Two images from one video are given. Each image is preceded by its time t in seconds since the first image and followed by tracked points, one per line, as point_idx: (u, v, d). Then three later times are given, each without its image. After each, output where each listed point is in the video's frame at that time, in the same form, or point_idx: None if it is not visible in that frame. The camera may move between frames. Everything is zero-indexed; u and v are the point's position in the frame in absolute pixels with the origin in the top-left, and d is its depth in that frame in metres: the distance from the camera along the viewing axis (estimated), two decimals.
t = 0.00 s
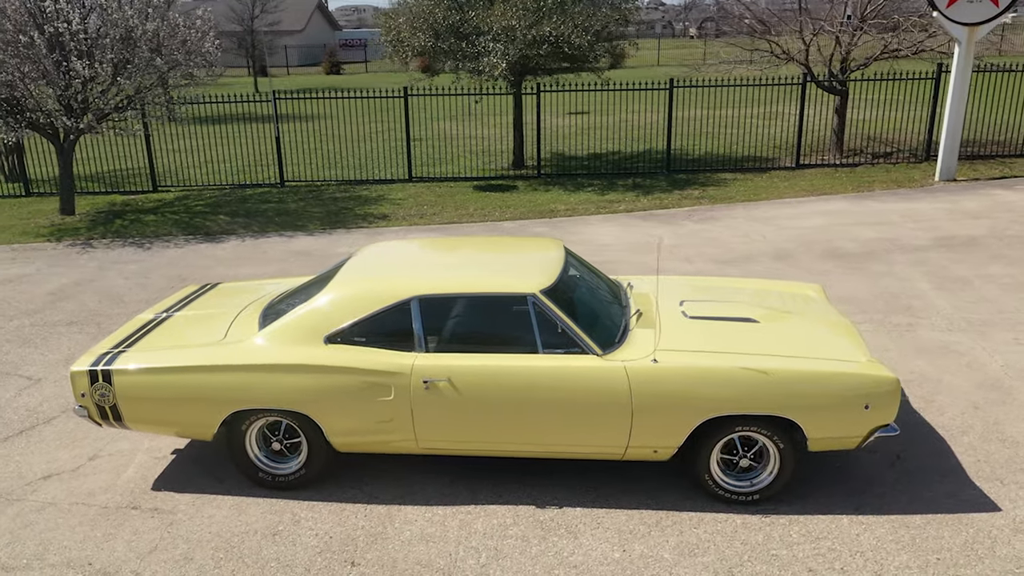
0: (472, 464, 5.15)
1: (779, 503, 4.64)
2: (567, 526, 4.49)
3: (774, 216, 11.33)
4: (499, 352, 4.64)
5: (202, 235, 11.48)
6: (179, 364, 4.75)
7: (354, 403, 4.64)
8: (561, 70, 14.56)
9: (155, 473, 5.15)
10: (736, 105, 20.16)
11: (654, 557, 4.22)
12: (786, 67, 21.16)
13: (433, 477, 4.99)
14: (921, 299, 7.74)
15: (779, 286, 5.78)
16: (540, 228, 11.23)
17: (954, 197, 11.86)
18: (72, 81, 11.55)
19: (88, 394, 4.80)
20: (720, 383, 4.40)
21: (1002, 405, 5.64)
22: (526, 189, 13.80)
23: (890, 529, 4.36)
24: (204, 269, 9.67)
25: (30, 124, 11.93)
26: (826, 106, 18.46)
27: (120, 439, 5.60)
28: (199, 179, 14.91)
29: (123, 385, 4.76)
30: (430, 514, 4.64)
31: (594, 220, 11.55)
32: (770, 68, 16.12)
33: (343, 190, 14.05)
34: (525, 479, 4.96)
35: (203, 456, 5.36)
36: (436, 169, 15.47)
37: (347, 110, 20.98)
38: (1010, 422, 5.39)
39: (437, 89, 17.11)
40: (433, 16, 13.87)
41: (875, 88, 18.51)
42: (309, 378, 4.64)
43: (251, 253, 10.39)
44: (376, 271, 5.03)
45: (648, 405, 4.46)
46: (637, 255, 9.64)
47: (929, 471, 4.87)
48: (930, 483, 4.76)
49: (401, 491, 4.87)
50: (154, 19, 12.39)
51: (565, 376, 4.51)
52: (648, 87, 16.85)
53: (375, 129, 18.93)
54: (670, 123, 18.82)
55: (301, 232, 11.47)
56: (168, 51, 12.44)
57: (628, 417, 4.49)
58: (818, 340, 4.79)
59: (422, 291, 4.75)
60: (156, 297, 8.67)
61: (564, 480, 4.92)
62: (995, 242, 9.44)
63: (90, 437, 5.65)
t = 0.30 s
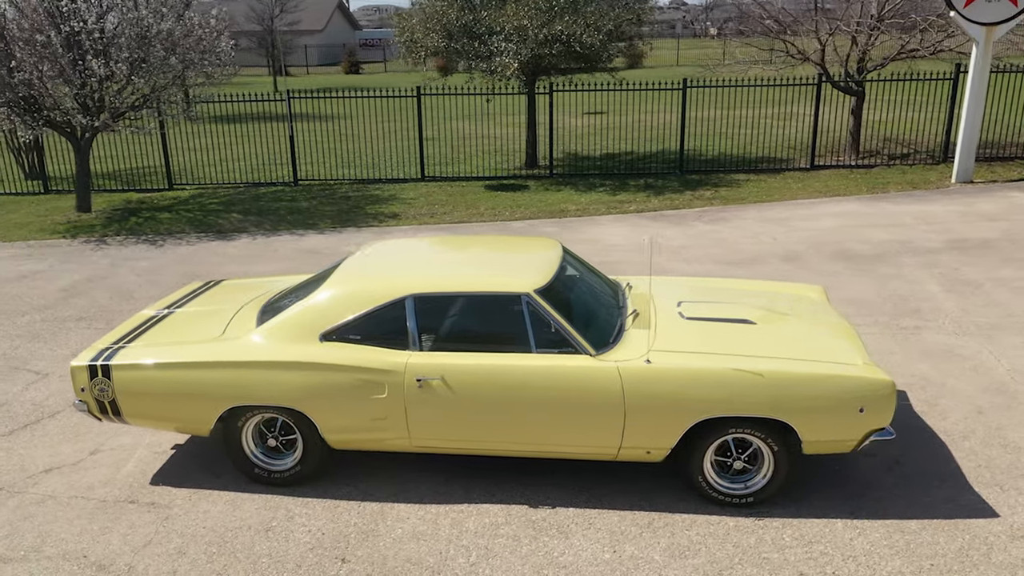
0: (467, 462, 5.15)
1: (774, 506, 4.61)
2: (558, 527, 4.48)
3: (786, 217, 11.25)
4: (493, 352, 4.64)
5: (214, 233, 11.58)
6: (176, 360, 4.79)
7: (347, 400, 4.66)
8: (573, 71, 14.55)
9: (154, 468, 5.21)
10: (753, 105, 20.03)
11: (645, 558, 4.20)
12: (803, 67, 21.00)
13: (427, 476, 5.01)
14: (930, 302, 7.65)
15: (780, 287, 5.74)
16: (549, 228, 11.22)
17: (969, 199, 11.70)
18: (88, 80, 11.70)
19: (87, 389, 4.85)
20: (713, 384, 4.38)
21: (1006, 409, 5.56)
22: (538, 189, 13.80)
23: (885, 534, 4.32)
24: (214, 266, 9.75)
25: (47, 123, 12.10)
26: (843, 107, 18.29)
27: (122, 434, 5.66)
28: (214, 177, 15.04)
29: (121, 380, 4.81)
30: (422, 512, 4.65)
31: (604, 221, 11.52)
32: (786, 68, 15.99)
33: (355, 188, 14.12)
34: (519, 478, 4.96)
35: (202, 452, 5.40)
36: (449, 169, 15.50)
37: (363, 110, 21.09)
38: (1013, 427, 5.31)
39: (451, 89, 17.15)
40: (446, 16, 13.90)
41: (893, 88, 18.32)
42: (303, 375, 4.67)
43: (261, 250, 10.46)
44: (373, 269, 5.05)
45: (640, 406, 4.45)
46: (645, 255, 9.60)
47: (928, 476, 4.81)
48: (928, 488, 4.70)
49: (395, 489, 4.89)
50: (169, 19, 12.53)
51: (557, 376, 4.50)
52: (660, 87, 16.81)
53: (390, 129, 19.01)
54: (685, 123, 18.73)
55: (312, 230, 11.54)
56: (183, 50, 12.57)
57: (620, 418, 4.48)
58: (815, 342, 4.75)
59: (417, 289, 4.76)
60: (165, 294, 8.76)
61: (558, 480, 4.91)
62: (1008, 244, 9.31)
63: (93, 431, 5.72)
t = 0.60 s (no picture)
0: (463, 463, 5.15)
1: (769, 510, 4.57)
2: (551, 528, 4.47)
3: (798, 218, 11.15)
4: (487, 352, 4.63)
5: (226, 231, 11.67)
6: (173, 358, 4.82)
7: (342, 399, 4.68)
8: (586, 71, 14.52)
9: (152, 464, 5.25)
10: (769, 106, 19.89)
11: (636, 561, 4.17)
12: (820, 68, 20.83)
13: (422, 475, 5.01)
14: (939, 306, 7.55)
15: (781, 290, 5.69)
16: (558, 228, 11.19)
17: (985, 202, 11.54)
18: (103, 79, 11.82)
19: (86, 385, 4.90)
20: (706, 387, 4.35)
21: (1011, 415, 5.47)
22: (549, 190, 13.77)
23: (880, 540, 4.26)
24: (224, 265, 9.81)
25: (63, 122, 12.24)
26: (860, 107, 18.11)
27: (124, 431, 5.71)
28: (229, 176, 15.15)
29: (119, 377, 4.85)
30: (415, 512, 4.65)
31: (613, 221, 11.47)
32: (801, 69, 15.86)
33: (367, 188, 14.16)
34: (514, 479, 4.94)
35: (201, 449, 5.44)
36: (461, 169, 15.51)
37: (378, 109, 21.16)
38: (1017, 434, 5.23)
39: (464, 89, 17.17)
40: (458, 16, 13.91)
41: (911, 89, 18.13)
42: (298, 373, 4.69)
43: (271, 249, 10.52)
44: (369, 269, 5.06)
45: (633, 408, 4.42)
46: (653, 257, 9.56)
47: (927, 482, 4.75)
48: (926, 494, 4.64)
49: (389, 488, 4.89)
50: (183, 19, 12.65)
51: (550, 377, 4.49)
52: (674, 87, 16.74)
53: (404, 129, 19.07)
54: (699, 124, 18.62)
55: (322, 229, 11.59)
56: (197, 50, 12.68)
57: (613, 419, 4.46)
58: (813, 345, 4.70)
59: (412, 289, 4.77)
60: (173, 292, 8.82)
61: (553, 482, 4.90)
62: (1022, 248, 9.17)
63: (96, 427, 5.77)
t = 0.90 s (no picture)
0: (459, 463, 5.15)
1: (764, 515, 4.52)
2: (542, 530, 4.45)
3: (809, 220, 11.05)
4: (480, 353, 4.62)
5: (237, 230, 11.75)
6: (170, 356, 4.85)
7: (336, 399, 4.69)
8: (598, 72, 14.48)
9: (152, 461, 5.29)
10: (784, 106, 19.74)
11: (626, 564, 4.14)
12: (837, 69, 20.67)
13: (417, 476, 5.01)
14: (948, 309, 7.46)
15: (782, 292, 5.64)
16: (567, 229, 11.17)
17: (1001, 204, 11.38)
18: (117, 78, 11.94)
19: (85, 381, 4.95)
20: (699, 390, 4.31)
21: (1016, 422, 5.38)
22: (561, 190, 13.75)
23: (876, 547, 4.20)
24: (233, 263, 9.88)
25: (78, 121, 12.38)
26: (876, 108, 17.94)
27: (125, 427, 5.76)
28: (242, 175, 15.26)
29: (117, 374, 4.89)
30: (408, 512, 4.65)
31: (622, 222, 11.43)
32: (817, 69, 15.71)
33: (379, 187, 14.21)
34: (508, 481, 4.93)
35: (200, 447, 5.48)
36: (473, 169, 15.53)
37: (393, 109, 21.23)
38: (1021, 440, 5.14)
39: (477, 89, 17.19)
40: (470, 16, 13.91)
41: (929, 90, 17.94)
42: (292, 372, 4.70)
43: (280, 248, 10.57)
44: (366, 268, 5.07)
45: (626, 410, 4.40)
46: (660, 257, 9.51)
47: (926, 489, 4.69)
48: (924, 501, 4.58)
49: (384, 488, 4.90)
50: (196, 19, 12.74)
51: (543, 379, 4.47)
52: (687, 88, 16.66)
53: (417, 128, 19.11)
54: (714, 125, 18.52)
55: (332, 228, 11.64)
56: (210, 50, 12.78)
57: (606, 422, 4.44)
58: (810, 349, 4.65)
59: (407, 289, 4.77)
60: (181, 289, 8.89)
61: (547, 484, 4.88)
62: None
63: (97, 424, 5.83)
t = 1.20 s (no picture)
0: (455, 464, 5.16)
1: (758, 519, 4.50)
2: (535, 532, 4.45)
3: (819, 221, 10.96)
4: (474, 354, 4.62)
5: (247, 228, 11.82)
6: (167, 355, 4.89)
7: (330, 399, 4.71)
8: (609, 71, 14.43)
9: (152, 458, 5.34)
10: (800, 106, 19.58)
11: (617, 567, 4.13)
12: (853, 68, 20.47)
13: (412, 476, 5.02)
14: (956, 312, 7.37)
15: (783, 295, 5.60)
16: (575, 229, 11.14)
17: (1016, 205, 11.23)
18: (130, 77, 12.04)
19: (85, 379, 5.00)
20: (692, 393, 4.29)
21: (1019, 428, 5.31)
22: (571, 189, 13.72)
23: (869, 553, 4.17)
24: (242, 261, 9.94)
25: (93, 119, 12.51)
26: (892, 108, 17.76)
27: (126, 424, 5.82)
28: (255, 173, 15.36)
29: (117, 371, 4.94)
30: (402, 513, 4.67)
31: (631, 222, 11.39)
32: (832, 68, 15.56)
33: (390, 186, 14.24)
34: (502, 482, 4.94)
35: (199, 445, 5.53)
36: (484, 167, 15.53)
37: (407, 108, 21.28)
38: None
39: (489, 88, 17.18)
40: (481, 15, 13.91)
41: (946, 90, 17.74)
42: (287, 372, 4.73)
43: (289, 246, 10.63)
44: (362, 269, 5.08)
45: (618, 413, 4.39)
46: (667, 258, 9.48)
47: (923, 495, 4.64)
48: (921, 508, 4.53)
49: (379, 488, 4.91)
50: (208, 18, 12.82)
51: (536, 381, 4.46)
52: (700, 87, 16.58)
53: (430, 127, 19.14)
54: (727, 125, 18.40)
55: (341, 227, 11.68)
56: (222, 49, 12.85)
57: (599, 425, 4.43)
58: (806, 352, 4.62)
59: (402, 290, 4.78)
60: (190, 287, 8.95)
61: (542, 486, 4.88)
62: None
63: (100, 421, 5.89)
